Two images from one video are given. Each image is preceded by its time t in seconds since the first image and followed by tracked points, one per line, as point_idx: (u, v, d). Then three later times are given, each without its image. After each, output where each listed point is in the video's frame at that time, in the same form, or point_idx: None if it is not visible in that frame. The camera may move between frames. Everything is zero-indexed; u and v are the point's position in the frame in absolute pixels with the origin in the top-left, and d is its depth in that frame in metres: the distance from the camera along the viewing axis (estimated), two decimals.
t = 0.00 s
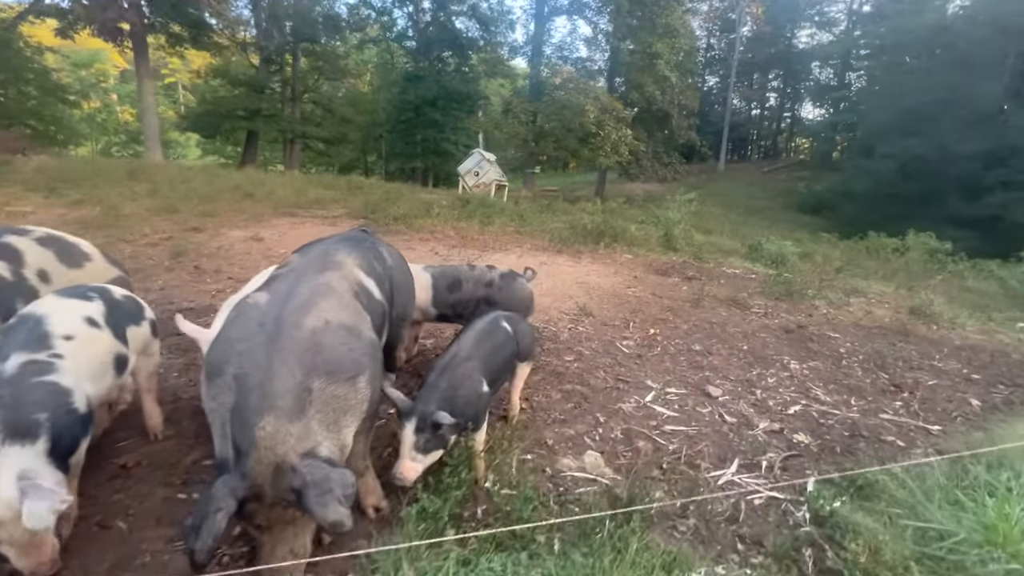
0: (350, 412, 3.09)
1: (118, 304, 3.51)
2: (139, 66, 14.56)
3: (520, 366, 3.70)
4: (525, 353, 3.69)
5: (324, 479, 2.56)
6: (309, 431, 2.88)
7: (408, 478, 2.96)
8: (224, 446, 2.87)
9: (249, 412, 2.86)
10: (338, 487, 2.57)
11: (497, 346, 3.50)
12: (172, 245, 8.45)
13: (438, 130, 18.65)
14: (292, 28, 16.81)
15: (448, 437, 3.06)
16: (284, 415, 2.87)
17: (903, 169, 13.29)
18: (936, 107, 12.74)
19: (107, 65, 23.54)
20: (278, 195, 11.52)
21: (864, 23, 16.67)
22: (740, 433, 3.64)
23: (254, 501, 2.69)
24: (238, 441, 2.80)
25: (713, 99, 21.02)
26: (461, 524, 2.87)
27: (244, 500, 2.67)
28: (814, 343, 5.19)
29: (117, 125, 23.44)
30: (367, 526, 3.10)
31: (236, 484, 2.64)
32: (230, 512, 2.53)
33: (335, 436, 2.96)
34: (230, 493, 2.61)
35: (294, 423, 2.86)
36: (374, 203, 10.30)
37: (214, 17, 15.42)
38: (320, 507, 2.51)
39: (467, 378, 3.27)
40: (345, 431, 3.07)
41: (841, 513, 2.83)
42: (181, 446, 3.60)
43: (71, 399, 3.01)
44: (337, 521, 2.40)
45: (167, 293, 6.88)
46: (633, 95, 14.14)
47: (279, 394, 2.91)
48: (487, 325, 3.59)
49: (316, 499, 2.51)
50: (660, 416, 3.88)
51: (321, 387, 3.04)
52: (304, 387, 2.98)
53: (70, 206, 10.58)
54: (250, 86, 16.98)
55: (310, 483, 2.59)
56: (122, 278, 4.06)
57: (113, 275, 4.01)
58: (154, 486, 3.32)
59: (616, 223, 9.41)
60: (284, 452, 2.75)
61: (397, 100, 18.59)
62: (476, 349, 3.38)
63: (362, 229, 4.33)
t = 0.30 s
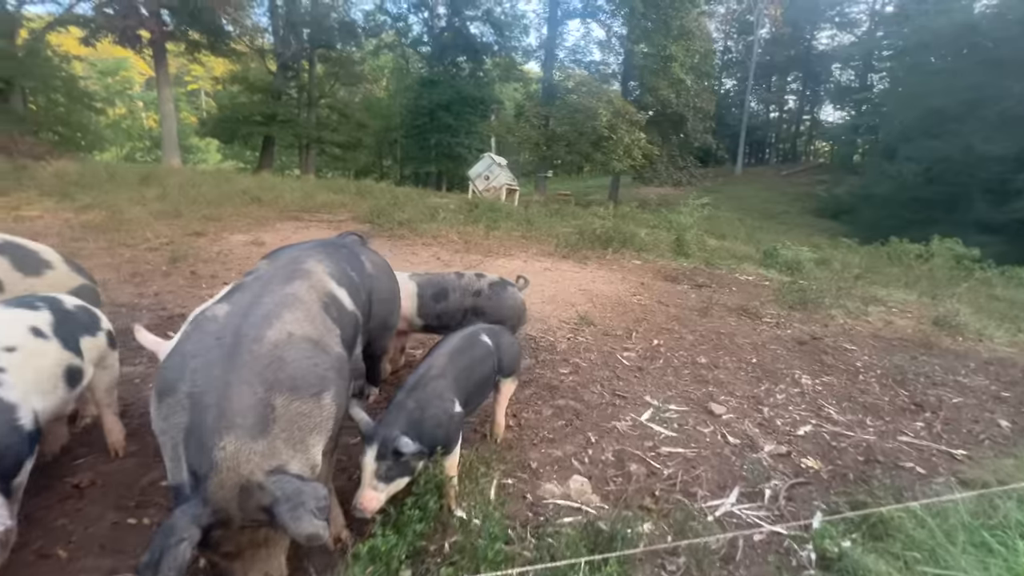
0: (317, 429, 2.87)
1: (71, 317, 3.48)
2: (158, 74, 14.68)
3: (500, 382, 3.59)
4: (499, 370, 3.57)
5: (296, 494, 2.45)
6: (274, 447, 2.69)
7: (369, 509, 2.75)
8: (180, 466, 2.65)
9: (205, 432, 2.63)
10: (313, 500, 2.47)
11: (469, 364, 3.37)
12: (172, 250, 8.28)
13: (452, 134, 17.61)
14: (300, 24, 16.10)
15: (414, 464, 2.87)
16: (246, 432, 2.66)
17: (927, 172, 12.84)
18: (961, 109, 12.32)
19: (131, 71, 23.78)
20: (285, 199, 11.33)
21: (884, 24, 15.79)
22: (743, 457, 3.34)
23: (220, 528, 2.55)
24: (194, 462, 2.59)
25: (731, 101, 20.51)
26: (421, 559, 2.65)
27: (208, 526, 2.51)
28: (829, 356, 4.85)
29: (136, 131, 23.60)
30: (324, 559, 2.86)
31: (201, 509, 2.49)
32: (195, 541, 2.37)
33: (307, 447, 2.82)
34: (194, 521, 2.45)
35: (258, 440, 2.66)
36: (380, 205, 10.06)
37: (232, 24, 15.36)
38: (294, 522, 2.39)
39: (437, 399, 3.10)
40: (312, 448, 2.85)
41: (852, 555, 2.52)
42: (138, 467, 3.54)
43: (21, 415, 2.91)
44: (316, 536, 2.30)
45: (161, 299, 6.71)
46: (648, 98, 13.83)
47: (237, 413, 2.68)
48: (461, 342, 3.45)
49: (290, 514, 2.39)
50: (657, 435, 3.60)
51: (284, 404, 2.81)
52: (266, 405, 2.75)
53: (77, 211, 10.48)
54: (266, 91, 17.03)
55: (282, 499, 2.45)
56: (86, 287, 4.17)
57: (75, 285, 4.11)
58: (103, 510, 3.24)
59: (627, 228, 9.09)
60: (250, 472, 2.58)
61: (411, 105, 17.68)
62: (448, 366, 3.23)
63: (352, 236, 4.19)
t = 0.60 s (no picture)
0: (276, 454, 2.55)
1: (30, 330, 3.38)
2: (188, 86, 14.82)
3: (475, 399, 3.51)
4: (467, 385, 3.43)
5: (246, 525, 2.36)
6: (228, 476, 2.42)
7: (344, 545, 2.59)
8: (126, 499, 2.40)
9: (153, 464, 2.36)
10: (264, 532, 2.38)
11: (432, 382, 3.21)
12: (185, 257, 8.21)
13: (474, 139, 17.46)
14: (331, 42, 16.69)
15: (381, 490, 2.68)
16: (197, 463, 2.39)
17: (968, 173, 12.27)
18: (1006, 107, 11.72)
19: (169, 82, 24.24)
20: (301, 205, 11.26)
21: (923, 20, 15.18)
22: (741, 485, 3.11)
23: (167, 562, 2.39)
24: (141, 496, 2.34)
25: (760, 102, 19.94)
26: None
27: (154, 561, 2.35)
28: (848, 373, 4.50)
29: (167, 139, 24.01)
30: None
31: (147, 544, 2.34)
32: None
33: (266, 472, 2.53)
34: (137, 558, 2.30)
35: (211, 469, 2.39)
36: (393, 211, 9.89)
37: (260, 33, 15.44)
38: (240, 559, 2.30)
39: (396, 421, 2.93)
40: (272, 474, 2.55)
41: None
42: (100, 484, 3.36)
43: None
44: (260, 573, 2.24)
45: (164, 306, 6.62)
46: (670, 100, 13.55)
47: (186, 441, 2.40)
48: (422, 360, 3.30)
49: (237, 547, 2.30)
50: (652, 458, 3.35)
51: (240, 430, 2.50)
52: (218, 432, 2.45)
53: (98, 217, 10.52)
54: (293, 100, 16.80)
55: (231, 531, 2.34)
56: (61, 300, 4.29)
57: (50, 297, 4.23)
58: (56, 530, 3.07)
59: (643, 234, 8.78)
60: (199, 503, 2.36)
61: (435, 112, 17.51)
62: (407, 388, 3.07)
63: (336, 245, 4.04)
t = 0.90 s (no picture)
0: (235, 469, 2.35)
1: (8, 335, 3.25)
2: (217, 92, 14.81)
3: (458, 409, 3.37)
4: (450, 395, 3.26)
5: (192, 534, 2.11)
6: (177, 485, 2.20)
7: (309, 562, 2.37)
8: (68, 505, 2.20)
9: (94, 468, 2.15)
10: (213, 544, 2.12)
11: (413, 390, 3.04)
12: (200, 258, 8.11)
13: (496, 140, 17.33)
14: (351, 42, 16.18)
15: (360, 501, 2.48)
16: (143, 470, 2.17)
17: (1012, 171, 11.70)
18: None
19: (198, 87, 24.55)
20: (319, 207, 11.15)
21: (964, 11, 14.56)
22: (752, 509, 2.87)
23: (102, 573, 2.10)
24: (78, 499, 2.13)
25: (790, 100, 19.37)
26: None
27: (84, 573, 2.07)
28: (878, 384, 4.16)
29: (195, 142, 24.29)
30: None
31: (79, 554, 2.07)
32: None
33: (223, 487, 2.31)
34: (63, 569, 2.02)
35: (158, 477, 2.17)
36: (410, 212, 9.70)
37: (284, 38, 15.44)
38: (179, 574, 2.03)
39: (378, 430, 2.77)
40: (228, 489, 2.33)
41: None
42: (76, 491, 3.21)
43: None
44: None
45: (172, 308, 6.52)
46: (695, 97, 13.14)
47: (135, 445, 2.19)
48: (403, 367, 3.12)
49: (175, 558, 2.04)
50: (658, 477, 3.11)
51: (195, 440, 2.29)
52: (171, 440, 2.24)
53: (119, 220, 10.51)
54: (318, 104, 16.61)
55: (171, 541, 2.08)
56: (49, 305, 4.32)
57: (37, 302, 4.27)
58: (28, 543, 2.92)
59: (664, 235, 8.48)
60: (139, 508, 2.12)
61: (456, 113, 17.34)
62: (390, 396, 2.91)
63: (328, 248, 3.97)
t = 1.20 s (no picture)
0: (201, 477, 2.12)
1: (6, 343, 3.07)
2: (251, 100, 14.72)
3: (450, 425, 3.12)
4: (441, 410, 3.03)
5: (139, 524, 1.85)
6: (133, 482, 1.95)
7: None
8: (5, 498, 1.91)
9: (43, 453, 1.90)
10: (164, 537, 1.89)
11: (400, 407, 2.83)
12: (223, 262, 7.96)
13: (522, 142, 17.14)
14: (381, 47, 15.97)
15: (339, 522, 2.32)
16: (97, 459, 1.92)
17: None
18: None
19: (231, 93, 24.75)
20: (343, 210, 10.97)
21: None
22: (785, 544, 2.54)
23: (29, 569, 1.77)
24: (18, 488, 1.85)
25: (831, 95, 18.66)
26: None
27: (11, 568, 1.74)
28: (929, 401, 3.77)
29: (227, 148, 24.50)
30: None
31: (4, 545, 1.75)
32: None
33: (185, 490, 2.07)
34: None
35: (113, 468, 1.93)
36: (433, 214, 9.47)
37: (315, 44, 15.35)
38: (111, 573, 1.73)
39: (366, 447, 2.57)
40: (191, 496, 2.09)
41: None
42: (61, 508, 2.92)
43: None
44: None
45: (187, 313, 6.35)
46: (727, 94, 12.66)
47: (89, 434, 1.95)
48: (391, 382, 2.91)
49: (117, 548, 1.76)
50: (676, 501, 2.80)
51: (156, 438, 2.07)
52: (130, 433, 2.02)
53: (149, 224, 10.47)
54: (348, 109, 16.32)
55: (115, 530, 1.81)
56: (48, 312, 4.05)
57: (33, 309, 3.99)
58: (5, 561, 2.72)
59: (695, 237, 8.08)
60: (84, 494, 1.85)
61: (484, 115, 17.09)
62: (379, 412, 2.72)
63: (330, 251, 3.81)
